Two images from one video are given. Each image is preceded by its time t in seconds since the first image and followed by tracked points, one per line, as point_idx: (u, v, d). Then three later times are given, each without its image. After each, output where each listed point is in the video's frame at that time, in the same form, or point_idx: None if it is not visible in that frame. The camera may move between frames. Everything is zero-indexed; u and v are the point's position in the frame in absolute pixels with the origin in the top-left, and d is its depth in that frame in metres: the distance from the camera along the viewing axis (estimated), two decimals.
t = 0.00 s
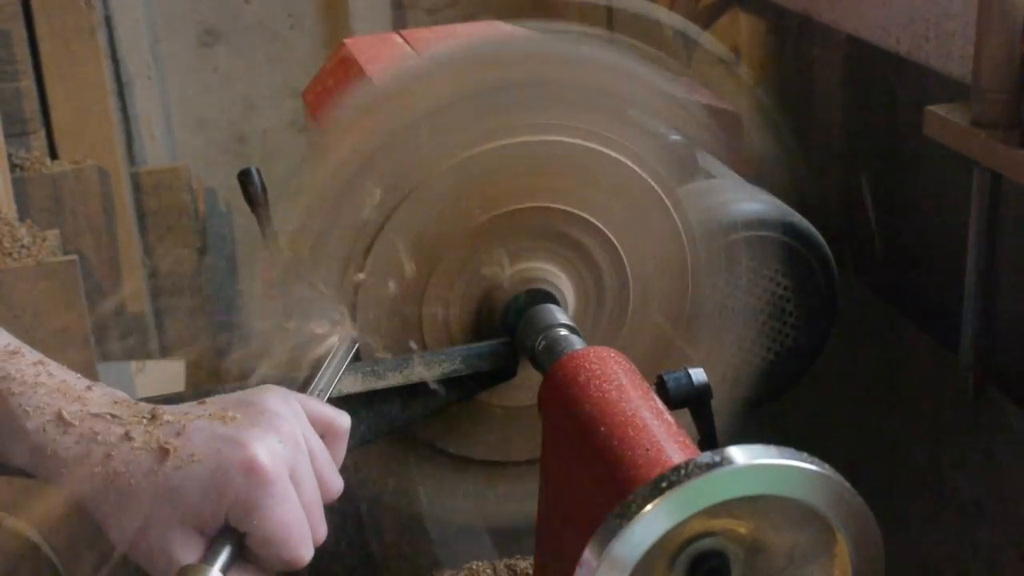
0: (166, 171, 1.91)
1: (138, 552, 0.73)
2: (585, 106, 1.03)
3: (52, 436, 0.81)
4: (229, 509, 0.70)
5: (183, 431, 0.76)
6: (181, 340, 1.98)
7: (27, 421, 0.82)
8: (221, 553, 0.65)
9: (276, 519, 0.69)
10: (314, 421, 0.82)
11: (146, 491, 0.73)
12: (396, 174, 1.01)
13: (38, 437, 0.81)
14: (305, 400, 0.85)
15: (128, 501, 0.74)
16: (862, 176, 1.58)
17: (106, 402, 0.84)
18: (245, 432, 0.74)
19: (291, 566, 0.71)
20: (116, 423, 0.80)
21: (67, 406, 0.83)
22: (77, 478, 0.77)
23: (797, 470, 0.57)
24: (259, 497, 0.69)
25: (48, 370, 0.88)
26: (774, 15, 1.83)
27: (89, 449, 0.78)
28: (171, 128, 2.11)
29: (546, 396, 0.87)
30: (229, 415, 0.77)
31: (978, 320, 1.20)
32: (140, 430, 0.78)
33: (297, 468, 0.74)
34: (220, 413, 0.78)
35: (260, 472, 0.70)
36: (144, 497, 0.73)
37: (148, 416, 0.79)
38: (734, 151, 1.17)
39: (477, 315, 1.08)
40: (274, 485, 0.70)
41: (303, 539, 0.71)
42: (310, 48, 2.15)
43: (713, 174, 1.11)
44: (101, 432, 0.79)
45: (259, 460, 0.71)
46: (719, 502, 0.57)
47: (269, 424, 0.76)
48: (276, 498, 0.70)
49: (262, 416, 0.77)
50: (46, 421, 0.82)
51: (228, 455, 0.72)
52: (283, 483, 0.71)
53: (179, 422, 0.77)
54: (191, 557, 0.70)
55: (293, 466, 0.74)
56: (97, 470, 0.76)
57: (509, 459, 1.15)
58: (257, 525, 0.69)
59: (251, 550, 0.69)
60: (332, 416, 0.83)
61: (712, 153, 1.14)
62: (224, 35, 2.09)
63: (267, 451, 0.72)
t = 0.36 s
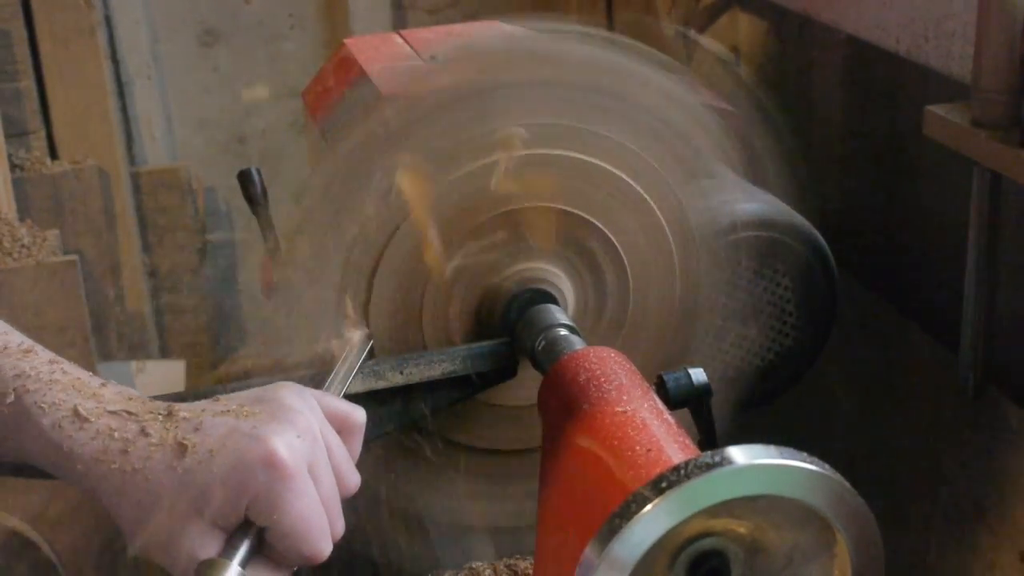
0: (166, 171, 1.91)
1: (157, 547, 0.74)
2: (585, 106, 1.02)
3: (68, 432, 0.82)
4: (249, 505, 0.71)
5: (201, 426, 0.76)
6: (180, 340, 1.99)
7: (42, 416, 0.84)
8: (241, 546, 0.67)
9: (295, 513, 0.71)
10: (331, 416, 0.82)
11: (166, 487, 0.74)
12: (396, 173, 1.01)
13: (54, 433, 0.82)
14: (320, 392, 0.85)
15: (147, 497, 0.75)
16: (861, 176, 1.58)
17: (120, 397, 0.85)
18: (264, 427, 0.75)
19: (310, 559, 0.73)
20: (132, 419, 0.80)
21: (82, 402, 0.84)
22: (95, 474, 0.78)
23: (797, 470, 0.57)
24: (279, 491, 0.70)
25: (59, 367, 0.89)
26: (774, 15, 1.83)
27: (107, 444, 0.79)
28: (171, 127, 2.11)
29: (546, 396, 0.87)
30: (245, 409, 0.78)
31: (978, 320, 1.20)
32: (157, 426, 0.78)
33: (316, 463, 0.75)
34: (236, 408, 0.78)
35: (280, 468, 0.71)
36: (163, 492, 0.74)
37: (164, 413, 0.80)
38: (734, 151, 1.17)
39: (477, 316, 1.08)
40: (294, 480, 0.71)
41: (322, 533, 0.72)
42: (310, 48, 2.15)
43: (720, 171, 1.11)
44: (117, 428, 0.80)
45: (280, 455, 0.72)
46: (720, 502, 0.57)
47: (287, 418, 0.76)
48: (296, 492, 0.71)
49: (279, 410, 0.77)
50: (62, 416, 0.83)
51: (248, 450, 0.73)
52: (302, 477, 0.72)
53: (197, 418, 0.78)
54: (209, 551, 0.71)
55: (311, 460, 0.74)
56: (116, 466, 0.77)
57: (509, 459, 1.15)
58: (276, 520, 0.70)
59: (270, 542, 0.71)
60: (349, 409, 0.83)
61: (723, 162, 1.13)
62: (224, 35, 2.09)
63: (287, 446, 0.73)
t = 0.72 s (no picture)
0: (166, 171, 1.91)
1: (175, 536, 0.75)
2: (584, 105, 1.02)
3: (84, 423, 0.80)
4: (269, 495, 0.73)
5: (220, 418, 0.77)
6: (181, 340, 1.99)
7: (56, 407, 0.81)
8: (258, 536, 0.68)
9: (315, 504, 0.72)
10: (348, 408, 0.83)
11: (181, 477, 0.75)
12: (394, 173, 1.01)
13: (69, 424, 0.80)
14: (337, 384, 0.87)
15: (163, 487, 0.75)
16: (861, 177, 1.58)
17: (137, 390, 0.84)
18: (285, 419, 0.76)
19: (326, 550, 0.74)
20: (149, 409, 0.80)
21: (98, 392, 0.83)
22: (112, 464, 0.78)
23: (796, 470, 0.57)
24: (301, 483, 0.72)
25: (73, 360, 0.86)
26: (773, 14, 1.82)
27: (123, 435, 0.79)
28: (171, 128, 2.11)
29: (545, 397, 0.87)
30: (264, 401, 0.79)
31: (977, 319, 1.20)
32: (176, 416, 0.79)
33: (335, 455, 0.76)
34: (254, 399, 0.79)
35: (302, 459, 0.73)
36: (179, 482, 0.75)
37: (180, 403, 0.81)
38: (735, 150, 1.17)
39: (477, 316, 1.07)
40: (315, 473, 0.72)
41: (339, 523, 0.74)
42: (310, 49, 2.15)
43: (727, 168, 1.09)
44: (135, 419, 0.80)
45: (301, 448, 0.73)
46: (719, 502, 0.57)
47: (307, 410, 0.77)
48: (316, 484, 0.72)
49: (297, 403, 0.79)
50: (77, 406, 0.81)
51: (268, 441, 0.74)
52: (323, 469, 0.73)
53: (215, 408, 0.78)
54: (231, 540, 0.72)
55: (331, 452, 0.76)
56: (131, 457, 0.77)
57: (508, 459, 1.15)
58: (296, 511, 0.72)
59: (289, 533, 0.73)
60: (365, 399, 0.84)
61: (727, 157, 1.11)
62: (224, 35, 2.10)
63: (309, 439, 0.74)
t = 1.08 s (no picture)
0: (166, 171, 1.91)
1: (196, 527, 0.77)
2: (585, 105, 1.02)
3: (103, 415, 0.84)
4: (289, 488, 0.74)
5: (240, 410, 0.79)
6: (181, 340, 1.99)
7: (76, 400, 0.85)
8: (278, 525, 0.69)
9: (335, 495, 0.73)
10: (364, 402, 0.83)
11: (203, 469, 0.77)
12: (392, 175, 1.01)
13: (88, 414, 0.84)
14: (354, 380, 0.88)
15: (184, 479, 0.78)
16: (860, 177, 1.58)
17: (155, 384, 0.87)
18: (304, 411, 0.77)
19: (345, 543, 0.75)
20: (168, 402, 0.83)
21: (116, 384, 0.86)
22: (133, 456, 0.80)
23: (797, 470, 0.57)
24: (320, 474, 0.73)
25: (92, 356, 0.90)
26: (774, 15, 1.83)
27: (142, 426, 0.81)
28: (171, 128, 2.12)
29: (546, 396, 0.87)
30: (283, 395, 0.80)
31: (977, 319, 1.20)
32: (195, 408, 0.81)
33: (354, 448, 0.77)
34: (272, 392, 0.81)
35: (321, 451, 0.74)
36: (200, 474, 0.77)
37: (199, 395, 0.83)
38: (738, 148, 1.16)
39: (479, 316, 1.07)
40: (335, 465, 0.73)
41: (357, 516, 0.74)
42: (310, 49, 2.15)
43: (728, 171, 1.09)
44: (153, 410, 0.83)
45: (320, 439, 0.74)
46: (720, 501, 0.57)
47: (326, 403, 0.79)
48: (335, 476, 0.73)
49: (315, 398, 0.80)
50: (96, 397, 0.85)
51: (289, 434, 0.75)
52: (342, 461, 0.74)
53: (233, 402, 0.81)
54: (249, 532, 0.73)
55: (349, 445, 0.76)
56: (153, 450, 0.80)
57: (510, 459, 1.16)
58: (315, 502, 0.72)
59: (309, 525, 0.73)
60: (383, 393, 0.85)
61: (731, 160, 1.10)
62: (224, 35, 2.10)
63: (328, 431, 0.75)
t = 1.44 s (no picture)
0: (166, 171, 1.91)
1: (216, 520, 0.77)
2: (586, 104, 1.02)
3: (124, 407, 0.83)
4: (309, 480, 0.73)
5: (259, 403, 0.79)
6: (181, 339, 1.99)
7: (96, 395, 0.84)
8: (297, 517, 0.69)
9: (355, 489, 0.72)
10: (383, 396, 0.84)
11: (222, 461, 0.77)
12: (392, 174, 1.01)
13: (107, 407, 0.83)
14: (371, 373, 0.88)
15: (203, 471, 0.77)
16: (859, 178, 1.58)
17: (174, 377, 0.87)
18: (324, 404, 0.77)
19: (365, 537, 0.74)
20: (187, 395, 0.83)
21: (136, 376, 0.86)
22: (152, 449, 0.80)
23: (797, 470, 0.57)
24: (340, 467, 0.72)
25: (110, 349, 0.89)
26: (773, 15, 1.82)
27: (162, 419, 0.81)
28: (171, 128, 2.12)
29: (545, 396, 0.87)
30: (302, 387, 0.80)
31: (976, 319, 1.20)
32: (215, 401, 0.81)
33: (373, 441, 0.77)
34: (292, 385, 0.81)
35: (342, 443, 0.73)
36: (220, 466, 0.77)
37: (218, 388, 0.83)
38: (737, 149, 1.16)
39: (477, 316, 1.07)
40: (355, 457, 0.73)
41: (378, 510, 0.74)
42: (310, 49, 2.15)
43: (727, 169, 1.08)
44: (173, 404, 0.82)
45: (341, 432, 0.74)
46: (719, 502, 0.57)
47: (346, 397, 0.78)
48: (356, 468, 0.73)
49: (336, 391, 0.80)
50: (115, 389, 0.84)
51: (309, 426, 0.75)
52: (362, 455, 0.73)
53: (252, 394, 0.80)
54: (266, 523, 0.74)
55: (369, 439, 0.76)
56: (173, 442, 0.79)
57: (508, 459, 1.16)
58: (336, 495, 0.72)
59: (329, 519, 0.73)
60: (401, 386, 0.85)
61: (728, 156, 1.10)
62: (224, 35, 2.10)
63: (348, 423, 0.75)
